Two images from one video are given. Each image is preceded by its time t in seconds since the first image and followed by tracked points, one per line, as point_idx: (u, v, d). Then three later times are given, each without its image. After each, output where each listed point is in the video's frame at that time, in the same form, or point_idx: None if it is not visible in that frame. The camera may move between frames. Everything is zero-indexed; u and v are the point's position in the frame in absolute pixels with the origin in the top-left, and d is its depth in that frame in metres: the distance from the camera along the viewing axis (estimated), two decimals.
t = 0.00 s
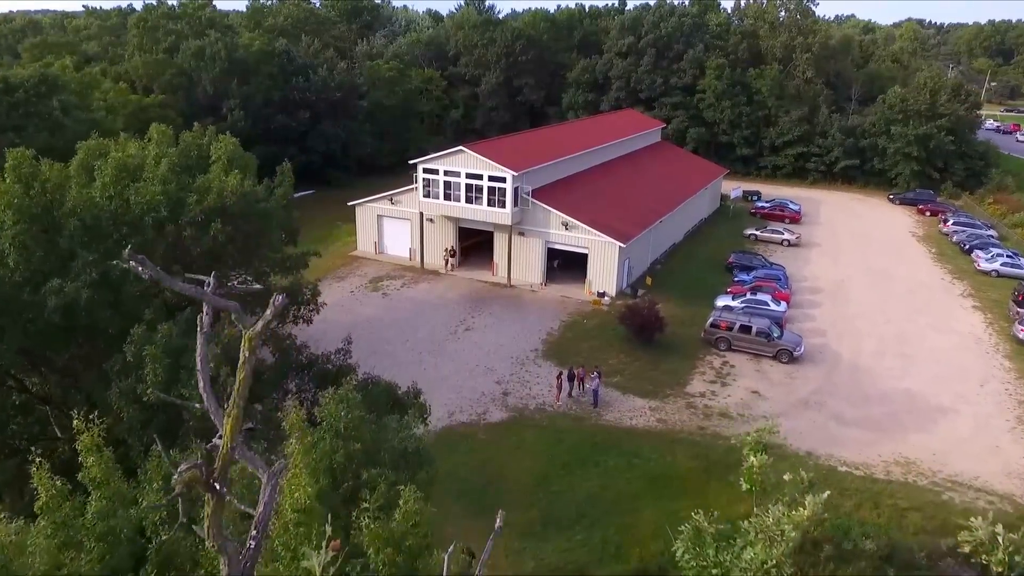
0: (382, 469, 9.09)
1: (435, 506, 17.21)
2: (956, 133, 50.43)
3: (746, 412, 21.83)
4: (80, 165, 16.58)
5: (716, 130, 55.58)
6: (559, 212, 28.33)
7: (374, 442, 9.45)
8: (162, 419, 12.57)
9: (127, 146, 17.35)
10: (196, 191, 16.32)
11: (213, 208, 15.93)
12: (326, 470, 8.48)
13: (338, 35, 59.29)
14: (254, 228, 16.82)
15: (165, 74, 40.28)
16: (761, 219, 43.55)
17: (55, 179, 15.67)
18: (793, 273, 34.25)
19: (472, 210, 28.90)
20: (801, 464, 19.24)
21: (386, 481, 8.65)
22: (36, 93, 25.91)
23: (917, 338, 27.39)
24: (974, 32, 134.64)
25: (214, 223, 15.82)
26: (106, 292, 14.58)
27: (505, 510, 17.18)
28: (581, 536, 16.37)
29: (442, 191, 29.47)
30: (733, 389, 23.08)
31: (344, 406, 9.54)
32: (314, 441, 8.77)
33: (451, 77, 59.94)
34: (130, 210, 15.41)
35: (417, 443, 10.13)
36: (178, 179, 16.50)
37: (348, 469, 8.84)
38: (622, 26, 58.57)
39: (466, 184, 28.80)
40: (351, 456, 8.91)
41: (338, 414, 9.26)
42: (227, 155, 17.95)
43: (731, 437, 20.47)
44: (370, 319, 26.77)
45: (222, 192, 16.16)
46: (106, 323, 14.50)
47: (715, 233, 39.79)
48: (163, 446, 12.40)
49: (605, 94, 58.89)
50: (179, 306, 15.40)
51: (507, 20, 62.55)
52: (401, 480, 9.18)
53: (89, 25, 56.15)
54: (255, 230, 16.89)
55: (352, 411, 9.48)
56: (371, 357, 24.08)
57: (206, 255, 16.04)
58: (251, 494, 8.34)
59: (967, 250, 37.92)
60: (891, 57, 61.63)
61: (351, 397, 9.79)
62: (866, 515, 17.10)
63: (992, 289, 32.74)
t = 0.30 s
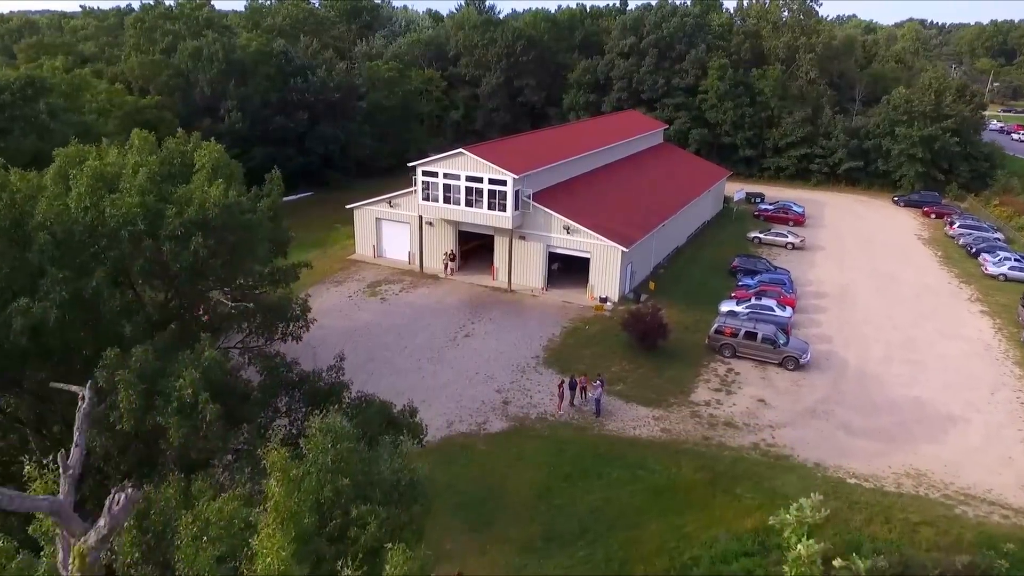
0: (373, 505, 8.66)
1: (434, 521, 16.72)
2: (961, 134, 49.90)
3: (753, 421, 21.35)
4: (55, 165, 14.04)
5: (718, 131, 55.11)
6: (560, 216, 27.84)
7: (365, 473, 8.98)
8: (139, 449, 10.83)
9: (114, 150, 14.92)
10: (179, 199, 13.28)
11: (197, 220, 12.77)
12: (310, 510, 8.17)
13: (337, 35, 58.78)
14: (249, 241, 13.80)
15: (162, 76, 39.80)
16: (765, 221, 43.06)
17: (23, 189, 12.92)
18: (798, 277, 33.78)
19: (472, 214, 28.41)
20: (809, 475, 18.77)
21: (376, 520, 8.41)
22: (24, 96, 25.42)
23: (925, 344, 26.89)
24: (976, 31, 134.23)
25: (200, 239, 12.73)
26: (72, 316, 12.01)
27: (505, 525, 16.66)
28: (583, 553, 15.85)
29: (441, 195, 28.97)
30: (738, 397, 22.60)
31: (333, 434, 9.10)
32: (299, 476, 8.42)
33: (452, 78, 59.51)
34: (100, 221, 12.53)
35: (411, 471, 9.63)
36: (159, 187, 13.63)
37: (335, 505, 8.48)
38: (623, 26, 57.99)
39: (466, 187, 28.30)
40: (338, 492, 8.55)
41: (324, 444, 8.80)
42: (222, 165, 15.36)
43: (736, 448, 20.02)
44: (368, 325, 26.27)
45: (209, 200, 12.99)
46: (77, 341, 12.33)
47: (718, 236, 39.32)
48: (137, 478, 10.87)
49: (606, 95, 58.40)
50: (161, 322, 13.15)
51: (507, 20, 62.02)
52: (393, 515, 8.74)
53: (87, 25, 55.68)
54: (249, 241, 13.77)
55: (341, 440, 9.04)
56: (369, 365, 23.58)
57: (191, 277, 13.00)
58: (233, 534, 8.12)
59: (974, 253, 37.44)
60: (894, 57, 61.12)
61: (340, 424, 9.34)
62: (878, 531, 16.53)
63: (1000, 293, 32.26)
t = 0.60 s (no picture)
0: (360, 550, 8.14)
1: (432, 536, 16.22)
2: (966, 134, 49.32)
3: (759, 431, 20.84)
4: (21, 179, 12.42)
5: (720, 132, 54.61)
6: (561, 220, 27.31)
7: (351, 514, 8.46)
8: (110, 482, 10.16)
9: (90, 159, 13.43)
10: (154, 211, 11.81)
11: (174, 235, 11.39)
12: (293, 559, 7.58)
13: (336, 35, 58.24)
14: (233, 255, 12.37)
15: (157, 77, 39.26)
16: (768, 224, 42.57)
17: None
18: (803, 282, 33.26)
19: (471, 218, 27.87)
20: (816, 487, 18.29)
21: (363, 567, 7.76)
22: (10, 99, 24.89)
23: (933, 350, 26.37)
24: (977, 31, 133.88)
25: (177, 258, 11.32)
26: (34, 343, 10.39)
27: (505, 540, 16.17)
28: (586, 571, 15.35)
29: (441, 198, 28.45)
30: (743, 406, 22.09)
31: (315, 475, 8.53)
32: (279, 519, 7.89)
33: (451, 78, 59.04)
34: (67, 239, 11.08)
35: (402, 511, 9.16)
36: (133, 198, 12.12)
37: (320, 550, 7.91)
38: (624, 26, 57.38)
39: (465, 190, 27.80)
40: (323, 535, 7.94)
41: (307, 484, 8.24)
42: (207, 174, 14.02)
43: (742, 459, 19.49)
44: (364, 331, 25.74)
45: (187, 214, 11.59)
46: (41, 367, 10.81)
47: (721, 239, 38.78)
48: (109, 513, 10.15)
49: (607, 96, 57.87)
50: (136, 345, 11.81)
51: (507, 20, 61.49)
52: (380, 561, 8.24)
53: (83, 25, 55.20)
54: (233, 257, 12.32)
55: (325, 480, 8.48)
56: (365, 373, 23.04)
57: (167, 297, 11.53)
58: None
59: (980, 256, 36.88)
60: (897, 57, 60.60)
61: (323, 463, 8.75)
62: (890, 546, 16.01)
63: (1008, 298, 31.73)
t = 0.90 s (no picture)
0: None
1: (427, 553, 15.72)
2: (971, 136, 48.71)
3: (766, 442, 20.28)
4: None
5: (722, 133, 54.08)
6: (561, 224, 26.76)
7: (332, 563, 7.70)
8: (75, 523, 9.03)
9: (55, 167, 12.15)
10: (123, 228, 10.45)
11: (144, 254, 10.06)
12: None
13: (334, 35, 57.69)
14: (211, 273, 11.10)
15: (151, 78, 38.67)
16: (771, 226, 42.05)
17: None
18: (807, 286, 32.72)
19: (471, 222, 27.33)
20: (825, 502, 17.74)
21: None
22: None
23: (942, 358, 25.82)
24: (981, 30, 133.58)
25: (148, 281, 10.00)
26: None
27: (504, 558, 15.66)
28: None
29: (439, 201, 27.90)
30: (749, 416, 21.54)
31: (293, 522, 7.87)
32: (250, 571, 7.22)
33: (451, 78, 58.57)
34: (31, 257, 9.74)
35: (391, 554, 8.51)
36: (99, 212, 10.76)
37: None
38: (625, 26, 56.79)
39: (464, 194, 27.22)
40: None
41: (283, 535, 7.57)
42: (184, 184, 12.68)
43: (747, 472, 18.95)
44: (360, 338, 25.21)
45: (162, 231, 10.22)
46: None
47: (723, 242, 38.25)
48: (73, 556, 9.19)
49: (608, 96, 57.31)
50: (106, 371, 10.70)
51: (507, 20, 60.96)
52: None
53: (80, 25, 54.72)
54: (210, 276, 11.03)
55: (305, 528, 7.84)
56: (361, 382, 22.50)
57: (138, 320, 10.32)
58: None
59: (987, 260, 36.28)
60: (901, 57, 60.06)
61: (304, 509, 8.10)
62: (905, 567, 15.40)
63: (1016, 303, 31.16)
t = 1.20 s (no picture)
0: None
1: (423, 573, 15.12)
2: (976, 137, 48.12)
3: (772, 455, 19.70)
4: None
5: (724, 134, 53.48)
6: (562, 229, 26.19)
7: None
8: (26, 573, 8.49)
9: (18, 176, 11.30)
10: (82, 248, 9.65)
11: (105, 276, 9.27)
12: None
13: (332, 36, 57.12)
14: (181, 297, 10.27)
15: (146, 78, 38.07)
16: (775, 229, 41.49)
17: None
18: (812, 291, 32.13)
19: (470, 226, 26.76)
20: (835, 517, 17.17)
21: None
22: None
23: (951, 365, 25.23)
24: (982, 29, 133.29)
25: (109, 308, 9.19)
26: None
27: None
28: None
29: (437, 205, 27.32)
30: (754, 427, 20.96)
31: None
32: None
33: (450, 79, 58.12)
34: None
35: None
36: (60, 231, 9.98)
37: None
38: (626, 26, 56.24)
39: (463, 198, 26.64)
40: None
41: None
42: (155, 197, 11.79)
43: (754, 486, 18.36)
44: (356, 346, 24.61)
45: (126, 252, 9.36)
46: None
47: (726, 246, 37.67)
48: None
49: (609, 97, 56.73)
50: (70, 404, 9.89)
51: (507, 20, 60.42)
52: None
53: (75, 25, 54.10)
54: (182, 299, 10.17)
55: None
56: (356, 391, 21.90)
57: (99, 350, 9.56)
58: None
59: (995, 264, 35.68)
60: (904, 58, 59.54)
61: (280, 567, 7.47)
62: None
63: None
